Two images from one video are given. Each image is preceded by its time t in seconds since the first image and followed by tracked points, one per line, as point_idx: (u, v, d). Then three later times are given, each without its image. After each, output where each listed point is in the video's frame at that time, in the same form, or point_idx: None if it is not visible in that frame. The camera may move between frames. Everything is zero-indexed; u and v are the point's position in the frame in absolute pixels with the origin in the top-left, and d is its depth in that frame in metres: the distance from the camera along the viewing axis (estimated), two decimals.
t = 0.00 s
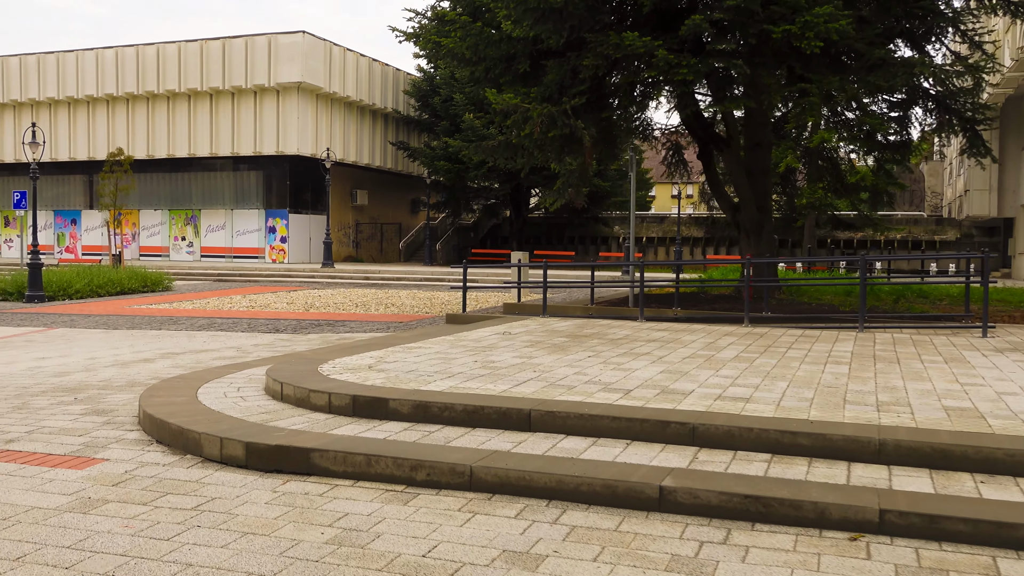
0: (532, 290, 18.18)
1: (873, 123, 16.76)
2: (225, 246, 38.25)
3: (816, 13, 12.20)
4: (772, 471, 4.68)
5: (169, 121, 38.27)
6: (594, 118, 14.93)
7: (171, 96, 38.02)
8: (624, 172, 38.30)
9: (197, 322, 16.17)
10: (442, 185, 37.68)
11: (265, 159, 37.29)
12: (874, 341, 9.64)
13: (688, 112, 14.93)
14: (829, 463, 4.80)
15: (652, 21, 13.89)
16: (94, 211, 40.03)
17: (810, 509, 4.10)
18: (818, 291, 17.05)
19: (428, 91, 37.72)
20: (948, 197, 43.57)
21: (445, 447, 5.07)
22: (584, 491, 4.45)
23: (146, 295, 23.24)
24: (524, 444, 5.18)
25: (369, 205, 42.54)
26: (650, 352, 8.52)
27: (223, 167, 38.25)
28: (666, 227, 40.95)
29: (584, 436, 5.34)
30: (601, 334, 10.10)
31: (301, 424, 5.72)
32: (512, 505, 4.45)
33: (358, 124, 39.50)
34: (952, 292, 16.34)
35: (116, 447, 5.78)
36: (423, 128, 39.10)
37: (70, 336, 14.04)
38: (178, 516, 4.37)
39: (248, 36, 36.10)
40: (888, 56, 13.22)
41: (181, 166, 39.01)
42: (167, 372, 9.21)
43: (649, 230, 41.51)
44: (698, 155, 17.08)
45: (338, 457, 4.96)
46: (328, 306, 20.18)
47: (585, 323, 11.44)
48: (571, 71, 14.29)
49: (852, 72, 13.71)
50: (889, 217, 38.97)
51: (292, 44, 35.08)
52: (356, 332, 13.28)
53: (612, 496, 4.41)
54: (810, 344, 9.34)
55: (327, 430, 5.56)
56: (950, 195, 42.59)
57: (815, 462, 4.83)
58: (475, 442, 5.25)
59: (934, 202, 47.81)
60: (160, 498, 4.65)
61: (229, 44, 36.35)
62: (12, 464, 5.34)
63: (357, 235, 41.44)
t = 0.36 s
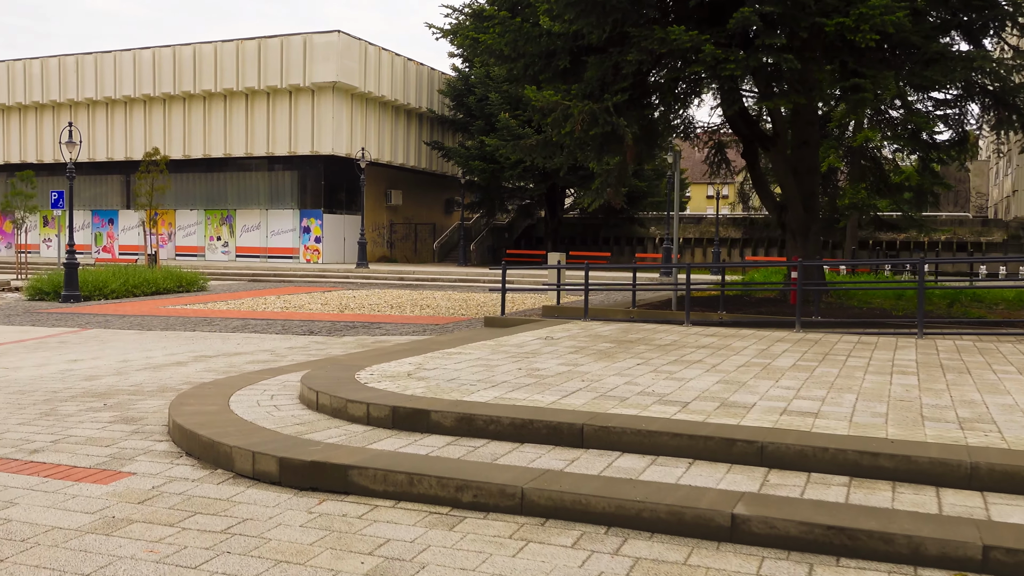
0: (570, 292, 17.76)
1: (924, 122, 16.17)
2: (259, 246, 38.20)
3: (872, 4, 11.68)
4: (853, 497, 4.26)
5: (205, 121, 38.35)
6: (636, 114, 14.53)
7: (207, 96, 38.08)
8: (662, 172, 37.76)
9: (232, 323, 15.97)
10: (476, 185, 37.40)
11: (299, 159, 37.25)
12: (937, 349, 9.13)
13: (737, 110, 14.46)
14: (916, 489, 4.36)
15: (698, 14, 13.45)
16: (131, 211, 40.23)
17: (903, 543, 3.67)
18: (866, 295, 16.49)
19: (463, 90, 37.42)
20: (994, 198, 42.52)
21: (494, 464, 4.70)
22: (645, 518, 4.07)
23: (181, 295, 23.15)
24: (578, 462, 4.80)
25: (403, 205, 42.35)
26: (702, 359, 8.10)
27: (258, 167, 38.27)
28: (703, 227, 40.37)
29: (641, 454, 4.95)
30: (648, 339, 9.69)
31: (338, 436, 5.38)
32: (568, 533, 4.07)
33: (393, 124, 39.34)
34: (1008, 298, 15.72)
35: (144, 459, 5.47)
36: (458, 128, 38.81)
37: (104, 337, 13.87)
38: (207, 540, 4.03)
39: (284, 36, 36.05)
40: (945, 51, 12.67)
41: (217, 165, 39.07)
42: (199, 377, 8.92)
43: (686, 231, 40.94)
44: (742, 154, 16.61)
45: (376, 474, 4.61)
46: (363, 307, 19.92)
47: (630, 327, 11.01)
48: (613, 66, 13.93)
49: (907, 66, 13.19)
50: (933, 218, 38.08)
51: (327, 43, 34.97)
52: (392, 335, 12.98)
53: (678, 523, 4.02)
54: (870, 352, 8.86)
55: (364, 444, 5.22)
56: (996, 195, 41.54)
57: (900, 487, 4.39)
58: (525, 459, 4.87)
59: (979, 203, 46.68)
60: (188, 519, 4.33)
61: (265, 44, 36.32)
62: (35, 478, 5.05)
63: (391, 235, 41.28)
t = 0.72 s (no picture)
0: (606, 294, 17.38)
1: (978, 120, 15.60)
2: (290, 246, 38.13)
3: None
4: (952, 527, 3.87)
5: (237, 122, 38.36)
6: (678, 112, 14.18)
7: (240, 96, 38.10)
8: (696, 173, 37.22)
9: (264, 325, 15.75)
10: (507, 186, 37.09)
11: (331, 159, 37.15)
12: (1005, 359, 8.67)
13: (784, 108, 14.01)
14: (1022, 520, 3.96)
15: (744, 10, 13.06)
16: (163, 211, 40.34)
17: None
18: (915, 300, 15.97)
19: (495, 90, 37.11)
20: None
21: (554, 485, 4.37)
22: (725, 549, 3.72)
23: (213, 296, 23.03)
24: (645, 483, 4.45)
25: (434, 205, 42.14)
26: (759, 369, 7.70)
27: (289, 168, 38.23)
28: (736, 229, 39.72)
29: (710, 475, 4.60)
30: (696, 345, 9.30)
31: (384, 451, 5.07)
32: (640, 564, 3.73)
33: (424, 124, 39.14)
34: None
35: (181, 472, 5.20)
36: (490, 128, 38.47)
37: (137, 338, 13.71)
38: (250, 566, 3.73)
39: (316, 36, 35.95)
40: (1004, 47, 12.14)
41: (248, 165, 39.06)
42: (234, 381, 8.67)
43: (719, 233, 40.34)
44: (786, 153, 16.16)
45: (425, 495, 4.30)
46: (395, 308, 19.66)
47: (675, 333, 10.65)
48: (655, 63, 13.57)
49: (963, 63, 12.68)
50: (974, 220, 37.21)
51: (359, 43, 34.82)
52: (429, 338, 12.69)
53: (762, 553, 3.67)
54: (934, 361, 8.42)
55: (412, 459, 4.90)
56: None
57: (1001, 517, 4.00)
58: (586, 479, 4.53)
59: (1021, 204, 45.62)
60: (228, 542, 4.03)
61: (297, 44, 36.25)
62: (66, 493, 4.78)
63: (422, 236, 41.10)
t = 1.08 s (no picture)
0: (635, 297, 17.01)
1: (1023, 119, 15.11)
2: (312, 248, 37.98)
3: None
4: None
5: (260, 123, 38.25)
6: (713, 113, 13.88)
7: (262, 97, 37.99)
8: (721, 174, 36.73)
9: (289, 329, 15.52)
10: (530, 187, 36.76)
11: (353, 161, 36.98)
12: None
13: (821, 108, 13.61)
14: None
15: (783, 7, 12.69)
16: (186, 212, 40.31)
17: None
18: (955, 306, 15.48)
19: (518, 90, 36.78)
20: None
21: (612, 510, 4.06)
22: None
23: (236, 298, 22.85)
24: (711, 509, 4.13)
25: (456, 207, 41.89)
26: (810, 379, 7.34)
27: (311, 169, 38.11)
28: (762, 231, 39.21)
29: (778, 500, 4.28)
30: (739, 354, 8.94)
31: (426, 469, 4.77)
32: None
33: (446, 125, 38.89)
34: None
35: (211, 490, 4.92)
36: (512, 129, 38.14)
37: (161, 341, 13.49)
38: None
39: (338, 37, 35.77)
40: None
41: (270, 166, 38.98)
42: (262, 389, 8.40)
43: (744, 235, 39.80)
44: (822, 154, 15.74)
45: (475, 520, 3.99)
46: (420, 311, 19.39)
47: (713, 339, 10.30)
48: (690, 62, 13.23)
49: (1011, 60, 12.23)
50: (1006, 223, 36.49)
51: (381, 44, 34.60)
52: (457, 343, 12.39)
53: None
54: (991, 371, 8.03)
55: (457, 480, 4.59)
56: None
57: None
58: (645, 503, 4.22)
59: None
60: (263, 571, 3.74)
61: (319, 45, 36.08)
62: (92, 512, 4.51)
63: (443, 237, 40.86)
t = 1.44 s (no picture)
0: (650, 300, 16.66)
1: None
2: (320, 249, 37.71)
3: None
4: None
5: (269, 123, 38.01)
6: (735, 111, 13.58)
7: (271, 97, 37.75)
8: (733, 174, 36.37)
9: (299, 331, 15.21)
10: (540, 188, 36.44)
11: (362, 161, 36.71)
12: None
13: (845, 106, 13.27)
14: None
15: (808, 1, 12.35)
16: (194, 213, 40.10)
17: None
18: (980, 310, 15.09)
19: (529, 90, 36.47)
20: None
21: (659, 535, 3.72)
22: None
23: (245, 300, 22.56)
24: (765, 534, 3.79)
25: (465, 208, 41.58)
26: (848, 387, 6.99)
27: (320, 169, 37.87)
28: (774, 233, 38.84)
29: (838, 523, 3.94)
30: (768, 360, 8.59)
31: (453, 487, 4.44)
32: None
33: (456, 125, 38.60)
34: None
35: (222, 507, 4.59)
36: (523, 129, 37.85)
37: (170, 344, 13.19)
38: None
39: (347, 36, 35.51)
40: None
41: (279, 167, 38.75)
42: (274, 395, 8.09)
43: (756, 237, 39.42)
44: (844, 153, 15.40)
45: (510, 546, 3.65)
46: (431, 313, 19.08)
47: (738, 344, 9.95)
48: (711, 58, 12.92)
49: None
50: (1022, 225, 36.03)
51: (391, 43, 34.33)
52: (472, 347, 12.07)
53: None
54: None
55: (487, 499, 4.25)
56: None
57: None
58: (693, 527, 3.88)
59: None
60: None
61: (329, 44, 35.82)
62: (94, 533, 4.19)
63: (452, 238, 40.57)
